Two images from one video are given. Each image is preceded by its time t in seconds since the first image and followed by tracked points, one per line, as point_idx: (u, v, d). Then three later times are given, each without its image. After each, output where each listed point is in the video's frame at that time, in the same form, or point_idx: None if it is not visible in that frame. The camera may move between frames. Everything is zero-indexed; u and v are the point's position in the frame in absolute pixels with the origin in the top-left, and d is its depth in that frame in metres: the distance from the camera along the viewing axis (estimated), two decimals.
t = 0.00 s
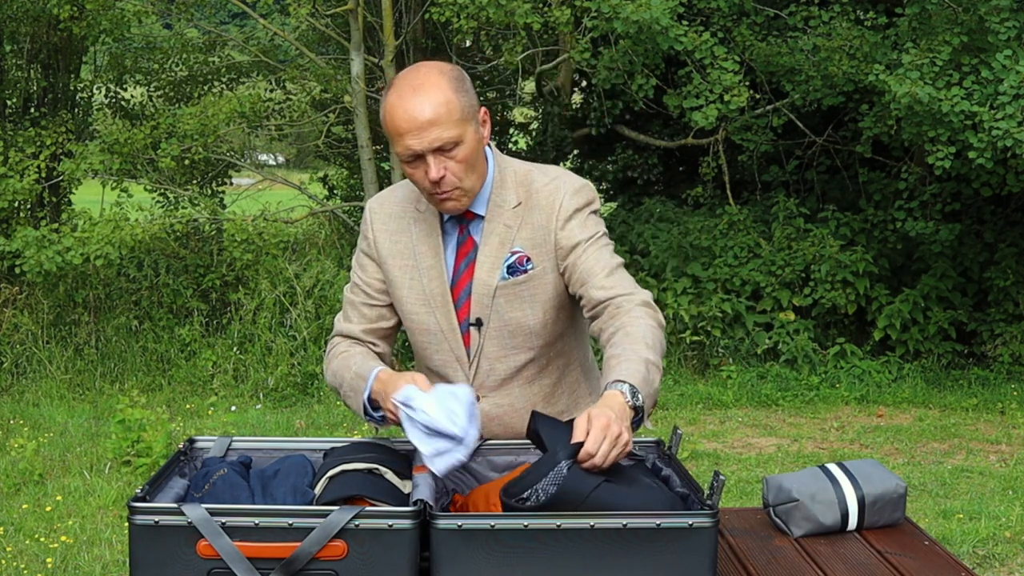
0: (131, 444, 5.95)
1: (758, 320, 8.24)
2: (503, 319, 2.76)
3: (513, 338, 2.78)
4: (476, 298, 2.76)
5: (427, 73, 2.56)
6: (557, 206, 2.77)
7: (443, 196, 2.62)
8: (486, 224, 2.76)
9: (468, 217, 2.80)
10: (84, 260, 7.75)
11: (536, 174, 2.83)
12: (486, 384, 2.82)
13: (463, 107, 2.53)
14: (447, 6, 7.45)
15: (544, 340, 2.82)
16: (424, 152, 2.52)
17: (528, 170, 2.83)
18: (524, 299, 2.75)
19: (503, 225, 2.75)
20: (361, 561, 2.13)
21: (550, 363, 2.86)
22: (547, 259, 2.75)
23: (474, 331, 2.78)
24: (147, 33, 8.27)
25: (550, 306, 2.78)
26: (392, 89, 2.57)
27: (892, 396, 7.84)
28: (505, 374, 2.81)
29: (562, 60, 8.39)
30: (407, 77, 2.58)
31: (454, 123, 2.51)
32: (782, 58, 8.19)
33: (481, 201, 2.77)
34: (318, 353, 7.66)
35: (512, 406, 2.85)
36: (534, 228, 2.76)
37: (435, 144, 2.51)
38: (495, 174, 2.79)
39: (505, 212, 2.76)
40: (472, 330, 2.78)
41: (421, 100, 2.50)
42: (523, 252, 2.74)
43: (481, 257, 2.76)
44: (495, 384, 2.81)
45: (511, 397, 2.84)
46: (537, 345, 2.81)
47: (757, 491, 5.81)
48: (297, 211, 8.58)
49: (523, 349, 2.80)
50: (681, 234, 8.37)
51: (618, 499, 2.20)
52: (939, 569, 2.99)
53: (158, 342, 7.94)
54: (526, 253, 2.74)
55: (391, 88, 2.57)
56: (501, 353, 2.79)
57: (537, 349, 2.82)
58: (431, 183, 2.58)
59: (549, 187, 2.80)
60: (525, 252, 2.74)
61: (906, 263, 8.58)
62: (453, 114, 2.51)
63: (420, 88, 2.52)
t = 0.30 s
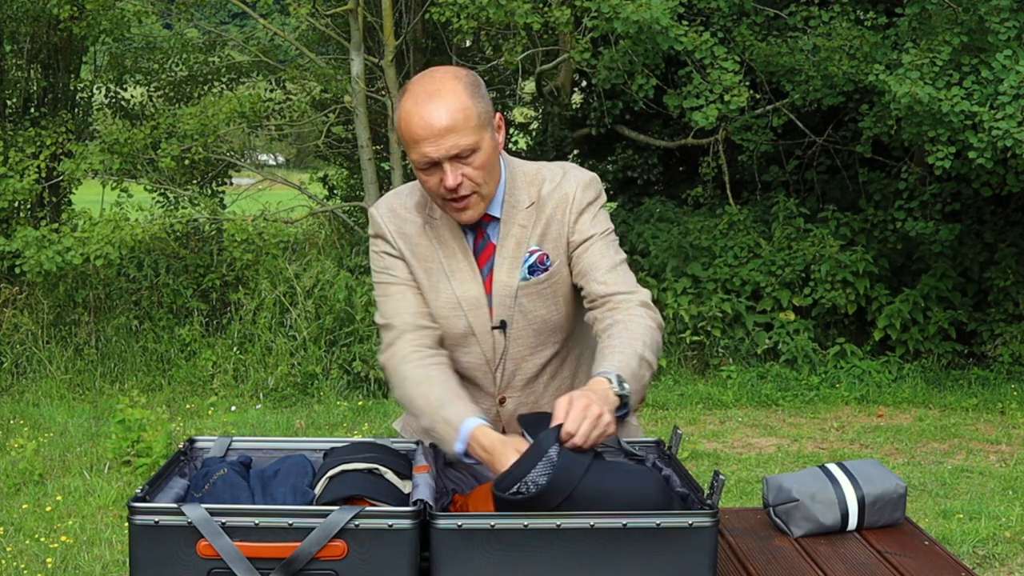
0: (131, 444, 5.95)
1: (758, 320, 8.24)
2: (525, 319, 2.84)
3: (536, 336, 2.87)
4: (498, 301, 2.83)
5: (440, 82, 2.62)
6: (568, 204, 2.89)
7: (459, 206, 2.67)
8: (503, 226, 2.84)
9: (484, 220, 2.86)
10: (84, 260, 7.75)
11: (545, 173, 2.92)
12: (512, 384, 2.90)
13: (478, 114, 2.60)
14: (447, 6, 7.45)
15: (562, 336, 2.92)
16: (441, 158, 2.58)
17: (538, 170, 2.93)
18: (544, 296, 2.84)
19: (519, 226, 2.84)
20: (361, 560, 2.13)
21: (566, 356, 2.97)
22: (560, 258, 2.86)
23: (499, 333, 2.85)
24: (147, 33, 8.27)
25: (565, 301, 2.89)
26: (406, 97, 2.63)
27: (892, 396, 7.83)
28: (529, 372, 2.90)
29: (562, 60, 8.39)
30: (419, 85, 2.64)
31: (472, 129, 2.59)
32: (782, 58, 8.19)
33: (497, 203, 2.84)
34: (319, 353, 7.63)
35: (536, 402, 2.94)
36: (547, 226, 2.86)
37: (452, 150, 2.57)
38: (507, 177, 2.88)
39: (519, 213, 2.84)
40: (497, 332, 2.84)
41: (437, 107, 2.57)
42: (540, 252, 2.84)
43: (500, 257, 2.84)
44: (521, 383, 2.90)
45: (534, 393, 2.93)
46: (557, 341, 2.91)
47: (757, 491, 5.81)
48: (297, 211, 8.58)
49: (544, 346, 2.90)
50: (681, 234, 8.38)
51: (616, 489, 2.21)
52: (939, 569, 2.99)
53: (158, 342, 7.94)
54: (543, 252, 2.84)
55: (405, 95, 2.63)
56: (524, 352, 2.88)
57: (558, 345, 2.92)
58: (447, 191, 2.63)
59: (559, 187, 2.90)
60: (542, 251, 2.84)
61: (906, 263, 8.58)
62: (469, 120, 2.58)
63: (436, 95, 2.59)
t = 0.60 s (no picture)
0: (131, 444, 5.95)
1: (758, 320, 8.24)
2: (543, 327, 2.84)
3: (552, 343, 2.87)
4: (516, 308, 2.82)
5: (462, 87, 2.62)
6: (584, 210, 2.91)
7: (476, 212, 2.67)
8: (520, 233, 2.84)
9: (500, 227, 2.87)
10: (84, 260, 7.75)
11: (560, 180, 2.95)
12: (525, 391, 2.90)
13: (499, 122, 2.59)
14: (447, 6, 7.46)
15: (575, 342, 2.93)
16: (462, 165, 2.56)
17: (552, 178, 2.94)
18: (563, 304, 2.85)
19: (536, 233, 2.84)
20: (361, 560, 2.13)
21: (577, 360, 2.98)
22: (576, 266, 2.88)
23: (515, 341, 2.84)
24: (147, 33, 8.27)
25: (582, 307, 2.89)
26: (428, 100, 2.62)
27: (892, 396, 7.83)
28: (543, 378, 2.90)
29: (562, 60, 8.39)
30: (441, 88, 2.64)
31: (494, 136, 2.58)
32: (782, 58, 8.19)
33: (513, 211, 2.85)
34: (318, 353, 7.62)
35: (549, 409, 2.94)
36: (564, 234, 2.87)
37: (473, 156, 2.56)
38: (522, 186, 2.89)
39: (535, 220, 2.85)
40: (513, 340, 2.84)
41: (460, 112, 2.56)
42: (558, 260, 2.84)
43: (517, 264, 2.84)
44: (534, 389, 2.91)
45: (547, 398, 2.93)
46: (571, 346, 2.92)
47: (757, 491, 5.81)
48: (297, 211, 8.58)
49: (558, 352, 2.90)
50: (681, 234, 8.38)
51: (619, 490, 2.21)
52: (940, 570, 2.99)
53: (158, 342, 7.93)
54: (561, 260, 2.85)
55: (427, 99, 2.63)
56: (540, 359, 2.88)
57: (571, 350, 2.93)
58: (465, 197, 2.62)
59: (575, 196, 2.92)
60: (561, 260, 2.85)
61: (906, 263, 8.58)
62: (491, 128, 2.57)
63: (458, 100, 2.58)
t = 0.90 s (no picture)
0: (131, 444, 5.95)
1: (758, 320, 8.24)
2: (549, 330, 2.88)
3: (557, 345, 2.91)
4: (524, 308, 2.86)
5: (494, 82, 2.61)
6: (601, 218, 2.93)
7: (501, 211, 2.67)
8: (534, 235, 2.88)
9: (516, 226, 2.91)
10: (84, 260, 7.75)
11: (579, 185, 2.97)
12: (526, 391, 2.95)
13: (531, 121, 2.58)
14: (447, 6, 7.46)
15: (580, 347, 2.96)
16: (493, 162, 2.56)
17: (572, 183, 2.97)
18: (571, 309, 2.88)
19: (550, 235, 2.88)
20: (361, 560, 2.13)
21: (579, 365, 3.01)
22: (588, 271, 2.91)
23: (520, 342, 2.89)
24: (147, 33, 8.26)
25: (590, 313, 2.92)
26: (461, 95, 2.61)
27: (892, 396, 7.83)
28: (545, 379, 2.95)
29: (562, 59, 8.38)
30: (472, 83, 2.62)
31: (527, 136, 2.57)
32: (782, 57, 8.19)
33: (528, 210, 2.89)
34: (318, 353, 7.62)
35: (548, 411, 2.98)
36: (578, 238, 2.90)
37: (505, 155, 2.55)
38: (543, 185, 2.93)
39: (551, 223, 2.89)
40: (519, 340, 2.88)
41: (492, 109, 2.54)
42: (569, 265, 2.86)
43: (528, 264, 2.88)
44: (535, 390, 2.95)
45: (548, 400, 2.97)
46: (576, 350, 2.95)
47: (757, 491, 5.81)
48: (297, 212, 8.59)
49: (562, 355, 2.94)
50: (681, 234, 8.38)
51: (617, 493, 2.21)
52: (940, 569, 2.99)
53: (158, 342, 7.93)
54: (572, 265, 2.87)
55: (459, 94, 2.61)
56: (544, 360, 2.92)
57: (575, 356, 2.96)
58: (493, 195, 2.62)
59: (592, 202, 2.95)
60: (572, 264, 2.87)
61: (906, 263, 8.58)
62: (525, 127, 2.56)
63: (491, 96, 2.57)
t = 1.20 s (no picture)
0: (131, 444, 5.95)
1: (758, 320, 8.24)
2: (555, 347, 2.84)
3: (561, 360, 2.88)
4: (530, 327, 2.81)
5: (510, 109, 2.59)
6: (608, 231, 2.86)
7: (511, 240, 2.62)
8: (541, 252, 2.81)
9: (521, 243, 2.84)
10: (83, 260, 7.75)
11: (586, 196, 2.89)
12: (530, 401, 2.93)
13: (546, 150, 2.56)
14: (447, 6, 7.46)
15: (583, 359, 2.94)
16: (507, 190, 2.53)
17: (578, 195, 2.90)
18: (577, 325, 2.84)
19: (558, 252, 2.81)
20: (361, 560, 2.13)
21: (582, 373, 3.00)
22: (593, 287, 2.85)
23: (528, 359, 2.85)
24: (147, 33, 8.26)
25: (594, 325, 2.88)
26: (477, 120, 2.58)
27: (892, 396, 7.83)
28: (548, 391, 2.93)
29: (562, 59, 8.38)
30: (489, 108, 2.60)
31: (543, 166, 2.54)
32: (782, 57, 8.19)
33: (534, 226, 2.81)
34: (318, 353, 7.62)
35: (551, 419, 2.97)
36: (584, 254, 2.83)
37: (519, 184, 2.53)
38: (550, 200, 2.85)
39: (558, 239, 2.81)
40: (525, 357, 2.84)
41: (509, 135, 2.52)
42: (577, 282, 2.81)
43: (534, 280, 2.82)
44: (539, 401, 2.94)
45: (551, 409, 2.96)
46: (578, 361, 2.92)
47: (757, 491, 5.81)
48: (298, 211, 8.59)
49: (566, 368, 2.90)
50: (681, 234, 8.38)
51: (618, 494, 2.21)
52: (940, 569, 2.99)
53: (158, 342, 7.93)
54: (580, 283, 2.82)
55: (475, 119, 2.59)
56: (548, 374, 2.89)
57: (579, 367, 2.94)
58: (505, 223, 2.58)
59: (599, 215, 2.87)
60: (579, 281, 2.82)
61: (906, 263, 8.58)
62: (542, 156, 2.54)
63: (509, 122, 2.55)
